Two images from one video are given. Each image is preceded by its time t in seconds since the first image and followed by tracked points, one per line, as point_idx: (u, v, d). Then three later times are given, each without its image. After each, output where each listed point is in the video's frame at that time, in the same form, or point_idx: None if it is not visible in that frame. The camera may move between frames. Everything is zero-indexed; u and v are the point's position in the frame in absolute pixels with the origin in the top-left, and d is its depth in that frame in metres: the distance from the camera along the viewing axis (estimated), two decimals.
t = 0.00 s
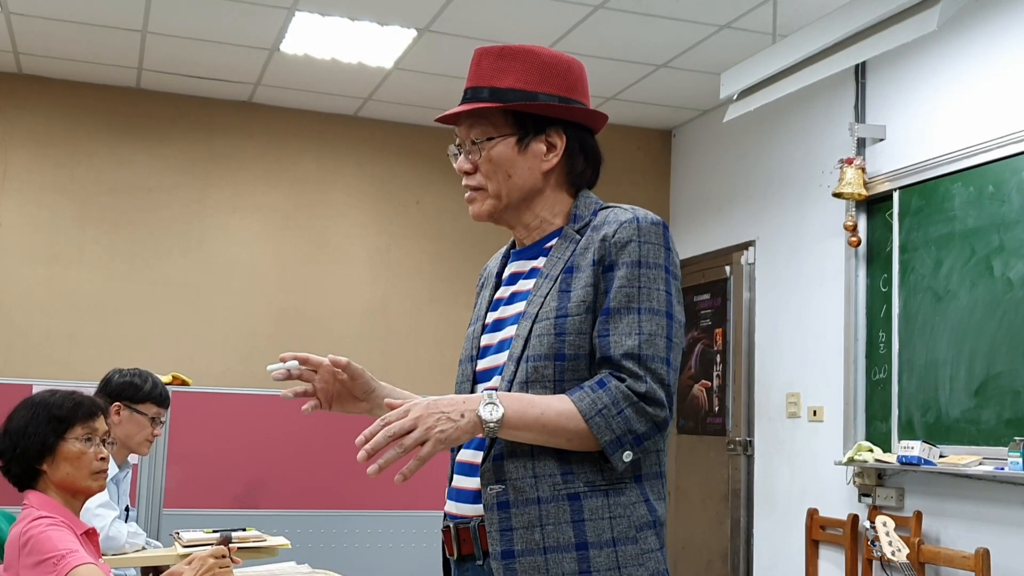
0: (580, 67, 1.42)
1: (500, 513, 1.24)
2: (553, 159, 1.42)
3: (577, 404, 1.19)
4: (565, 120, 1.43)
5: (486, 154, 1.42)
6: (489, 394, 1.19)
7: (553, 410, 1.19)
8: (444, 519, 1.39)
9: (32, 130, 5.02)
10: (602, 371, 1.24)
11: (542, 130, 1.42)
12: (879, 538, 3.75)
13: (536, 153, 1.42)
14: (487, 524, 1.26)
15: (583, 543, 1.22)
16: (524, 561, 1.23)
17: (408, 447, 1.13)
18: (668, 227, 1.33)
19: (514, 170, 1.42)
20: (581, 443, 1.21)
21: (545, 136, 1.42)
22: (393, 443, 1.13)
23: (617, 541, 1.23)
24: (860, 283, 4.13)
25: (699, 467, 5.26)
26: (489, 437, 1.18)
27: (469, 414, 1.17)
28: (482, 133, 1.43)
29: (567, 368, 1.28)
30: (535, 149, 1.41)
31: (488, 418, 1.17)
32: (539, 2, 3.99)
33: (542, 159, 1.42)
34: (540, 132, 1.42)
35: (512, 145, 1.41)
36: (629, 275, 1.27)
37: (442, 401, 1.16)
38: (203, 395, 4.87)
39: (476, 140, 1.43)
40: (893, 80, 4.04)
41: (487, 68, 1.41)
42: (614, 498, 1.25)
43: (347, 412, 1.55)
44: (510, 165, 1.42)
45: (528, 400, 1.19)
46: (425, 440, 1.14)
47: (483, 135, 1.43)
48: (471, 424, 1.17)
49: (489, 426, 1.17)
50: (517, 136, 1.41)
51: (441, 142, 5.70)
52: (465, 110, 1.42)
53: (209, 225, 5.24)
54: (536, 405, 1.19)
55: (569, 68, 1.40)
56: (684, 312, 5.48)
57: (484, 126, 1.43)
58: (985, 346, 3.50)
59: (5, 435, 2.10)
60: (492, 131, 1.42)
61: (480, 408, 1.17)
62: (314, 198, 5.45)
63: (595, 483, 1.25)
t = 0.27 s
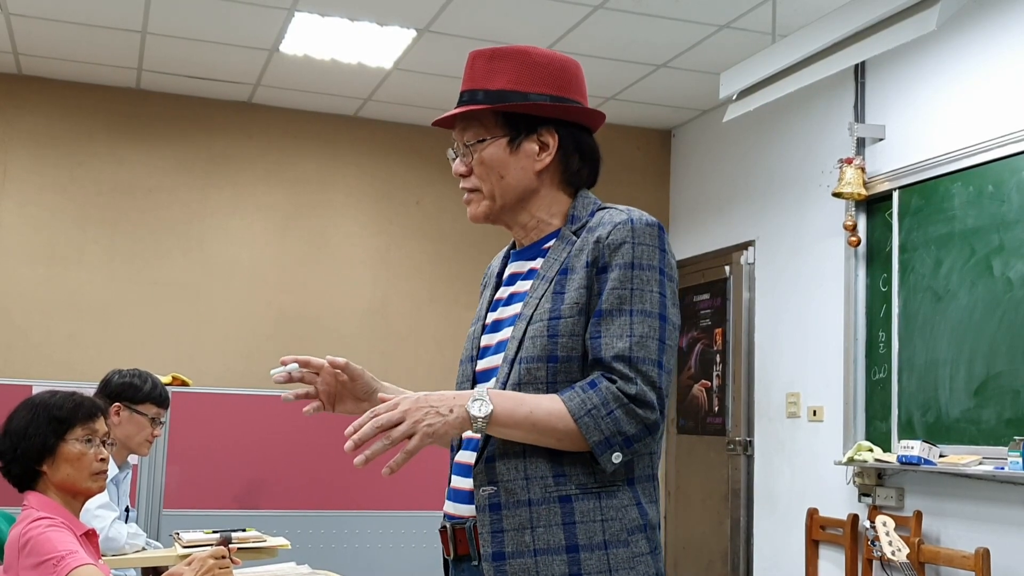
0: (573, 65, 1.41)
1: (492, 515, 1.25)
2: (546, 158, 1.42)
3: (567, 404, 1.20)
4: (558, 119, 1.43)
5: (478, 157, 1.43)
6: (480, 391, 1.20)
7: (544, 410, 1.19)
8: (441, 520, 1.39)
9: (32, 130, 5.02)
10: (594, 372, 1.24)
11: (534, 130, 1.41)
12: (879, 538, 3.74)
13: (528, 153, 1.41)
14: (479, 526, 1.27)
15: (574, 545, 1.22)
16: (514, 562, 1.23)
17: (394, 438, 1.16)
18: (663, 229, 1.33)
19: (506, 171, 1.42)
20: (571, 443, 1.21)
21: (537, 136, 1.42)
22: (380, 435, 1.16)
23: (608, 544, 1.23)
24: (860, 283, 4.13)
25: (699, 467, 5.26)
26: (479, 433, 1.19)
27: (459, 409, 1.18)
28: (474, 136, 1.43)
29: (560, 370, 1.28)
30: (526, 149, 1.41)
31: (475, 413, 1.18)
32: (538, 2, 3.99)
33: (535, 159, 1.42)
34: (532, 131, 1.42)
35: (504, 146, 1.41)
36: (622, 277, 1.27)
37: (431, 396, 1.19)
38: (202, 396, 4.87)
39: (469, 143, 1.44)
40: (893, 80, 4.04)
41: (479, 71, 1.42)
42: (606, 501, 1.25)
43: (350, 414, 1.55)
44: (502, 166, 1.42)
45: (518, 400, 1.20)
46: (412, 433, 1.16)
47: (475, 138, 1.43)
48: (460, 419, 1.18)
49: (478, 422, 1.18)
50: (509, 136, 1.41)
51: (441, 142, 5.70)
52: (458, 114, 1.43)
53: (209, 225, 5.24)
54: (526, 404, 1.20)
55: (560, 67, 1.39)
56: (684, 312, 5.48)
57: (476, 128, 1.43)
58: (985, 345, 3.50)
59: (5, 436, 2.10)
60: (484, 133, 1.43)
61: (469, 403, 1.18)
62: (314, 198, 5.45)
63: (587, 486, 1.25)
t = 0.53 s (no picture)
0: (576, 64, 1.41)
1: (488, 515, 1.25)
2: (548, 157, 1.42)
3: (562, 405, 1.20)
4: (560, 118, 1.43)
5: (480, 154, 1.43)
6: (476, 390, 1.21)
7: (539, 410, 1.20)
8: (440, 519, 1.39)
9: (31, 131, 5.02)
10: (590, 373, 1.24)
11: (537, 128, 1.41)
12: (879, 538, 3.74)
13: (530, 151, 1.41)
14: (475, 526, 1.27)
15: (569, 546, 1.22)
16: (510, 562, 1.23)
17: (388, 434, 1.16)
18: (662, 231, 1.33)
19: (508, 169, 1.41)
20: (566, 443, 1.21)
21: (540, 135, 1.42)
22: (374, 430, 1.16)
23: (604, 545, 1.23)
24: (860, 282, 4.13)
25: (699, 467, 5.26)
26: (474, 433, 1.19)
27: (454, 407, 1.19)
28: (476, 133, 1.43)
29: (557, 371, 1.28)
30: (529, 147, 1.41)
31: (470, 411, 1.18)
32: (538, 2, 3.99)
33: (537, 157, 1.42)
34: (535, 130, 1.41)
35: (506, 144, 1.41)
36: (619, 278, 1.27)
37: (426, 393, 1.19)
38: (202, 396, 4.87)
39: (471, 139, 1.43)
40: (893, 79, 4.04)
41: (482, 68, 1.41)
42: (602, 502, 1.25)
43: (351, 411, 1.55)
44: (504, 164, 1.42)
45: (515, 398, 1.20)
46: (406, 429, 1.17)
47: (477, 135, 1.43)
48: (455, 417, 1.18)
49: (473, 421, 1.18)
50: (511, 135, 1.41)
51: (441, 142, 5.70)
52: (461, 110, 1.42)
53: (209, 225, 5.24)
54: (522, 403, 1.20)
55: (564, 67, 1.39)
56: (684, 311, 5.48)
57: (479, 125, 1.43)
58: (985, 344, 3.50)
59: (6, 436, 2.10)
60: (487, 131, 1.42)
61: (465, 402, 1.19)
62: (314, 197, 5.45)
63: (583, 487, 1.25)
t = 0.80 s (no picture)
0: (580, 67, 1.42)
1: (489, 516, 1.25)
2: (554, 159, 1.42)
3: (566, 402, 1.20)
4: (566, 121, 1.43)
5: (487, 156, 1.42)
6: (482, 382, 1.20)
7: (541, 408, 1.20)
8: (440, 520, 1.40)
9: (32, 131, 5.02)
10: (593, 374, 1.24)
11: (544, 131, 1.42)
12: (879, 539, 3.75)
13: (537, 154, 1.41)
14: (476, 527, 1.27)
15: (570, 548, 1.22)
16: (510, 563, 1.23)
17: (392, 423, 1.15)
18: (666, 233, 1.33)
19: (515, 171, 1.41)
20: (567, 441, 1.21)
21: (546, 137, 1.42)
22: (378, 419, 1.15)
23: (605, 547, 1.23)
24: (860, 283, 4.13)
25: (699, 467, 5.26)
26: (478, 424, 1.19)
27: (459, 398, 1.18)
28: (482, 135, 1.42)
29: (560, 371, 1.28)
30: (535, 150, 1.41)
31: (475, 402, 1.18)
32: (538, 3, 3.99)
33: (543, 160, 1.42)
34: (541, 133, 1.42)
35: (513, 146, 1.41)
36: (623, 280, 1.27)
37: (431, 383, 1.18)
38: (202, 396, 4.88)
39: (476, 141, 1.43)
40: (892, 80, 4.04)
41: (487, 69, 1.41)
42: (603, 504, 1.25)
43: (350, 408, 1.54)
44: (511, 166, 1.41)
45: (517, 392, 1.20)
46: (409, 419, 1.16)
47: (483, 137, 1.42)
48: (459, 408, 1.17)
49: (478, 414, 1.18)
50: (518, 137, 1.41)
51: (441, 143, 5.70)
52: (466, 112, 1.41)
53: (209, 226, 5.24)
54: (525, 397, 1.20)
55: (569, 69, 1.40)
56: (684, 312, 5.48)
57: (485, 127, 1.42)
58: (985, 345, 3.50)
59: (6, 437, 2.10)
60: (493, 133, 1.42)
61: (470, 393, 1.19)
62: (314, 198, 5.45)
63: (585, 488, 1.25)
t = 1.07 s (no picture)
0: (585, 71, 1.44)
1: (490, 515, 1.25)
2: (567, 162, 1.43)
3: (565, 395, 1.20)
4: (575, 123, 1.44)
5: (505, 156, 1.40)
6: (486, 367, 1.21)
7: (540, 398, 1.20)
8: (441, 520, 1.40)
9: (32, 131, 5.02)
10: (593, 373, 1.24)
11: (557, 133, 1.42)
12: (879, 539, 3.75)
13: (552, 156, 1.42)
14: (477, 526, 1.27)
15: (571, 548, 1.22)
16: (512, 562, 1.23)
17: (391, 389, 1.16)
18: (666, 234, 1.33)
19: (532, 173, 1.41)
20: (565, 434, 1.21)
21: (560, 140, 1.43)
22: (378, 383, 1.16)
23: (606, 547, 1.23)
24: (859, 283, 4.13)
25: (699, 468, 5.26)
26: (476, 407, 1.19)
27: (461, 378, 1.18)
28: (500, 134, 1.40)
29: (560, 370, 1.28)
30: (550, 152, 1.42)
31: (476, 382, 1.18)
32: (538, 3, 3.99)
33: (557, 162, 1.42)
34: (556, 135, 1.42)
35: (530, 147, 1.40)
36: (624, 279, 1.27)
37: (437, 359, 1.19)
38: (203, 396, 4.87)
39: (492, 141, 1.41)
40: (892, 80, 4.04)
41: (503, 68, 1.39)
42: (604, 504, 1.25)
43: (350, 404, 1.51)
44: (528, 167, 1.40)
45: (518, 382, 1.20)
46: (409, 388, 1.16)
47: (500, 136, 1.40)
48: (459, 388, 1.18)
49: (477, 396, 1.18)
50: (536, 138, 1.41)
51: (441, 143, 5.70)
52: (484, 109, 1.39)
53: (209, 226, 5.25)
54: (525, 387, 1.20)
55: (578, 72, 1.42)
56: (684, 312, 5.48)
57: (502, 127, 1.40)
58: (985, 345, 3.50)
59: (6, 436, 2.10)
60: (512, 133, 1.40)
61: (473, 374, 1.19)
62: (314, 198, 5.45)
63: (586, 488, 1.25)
